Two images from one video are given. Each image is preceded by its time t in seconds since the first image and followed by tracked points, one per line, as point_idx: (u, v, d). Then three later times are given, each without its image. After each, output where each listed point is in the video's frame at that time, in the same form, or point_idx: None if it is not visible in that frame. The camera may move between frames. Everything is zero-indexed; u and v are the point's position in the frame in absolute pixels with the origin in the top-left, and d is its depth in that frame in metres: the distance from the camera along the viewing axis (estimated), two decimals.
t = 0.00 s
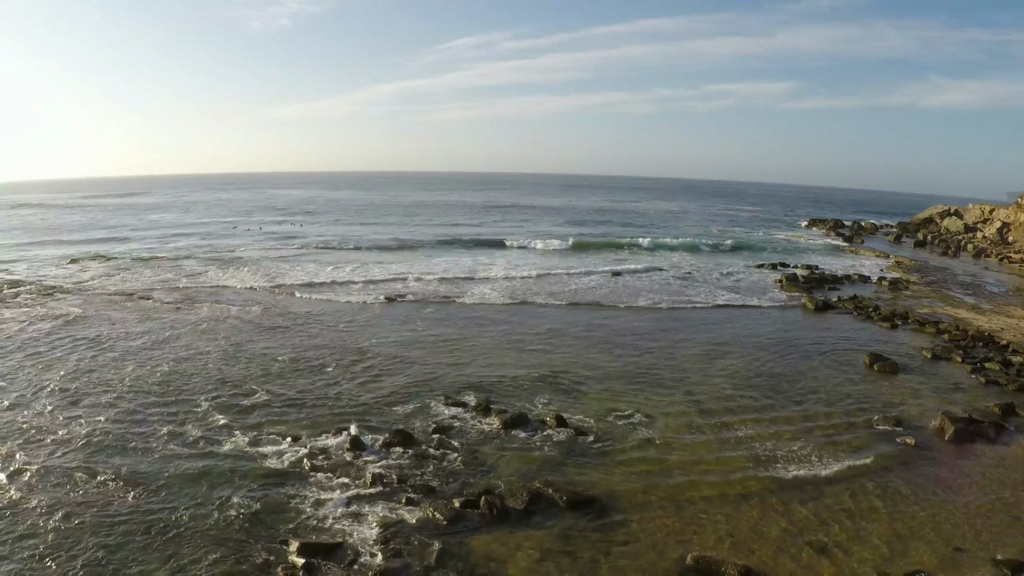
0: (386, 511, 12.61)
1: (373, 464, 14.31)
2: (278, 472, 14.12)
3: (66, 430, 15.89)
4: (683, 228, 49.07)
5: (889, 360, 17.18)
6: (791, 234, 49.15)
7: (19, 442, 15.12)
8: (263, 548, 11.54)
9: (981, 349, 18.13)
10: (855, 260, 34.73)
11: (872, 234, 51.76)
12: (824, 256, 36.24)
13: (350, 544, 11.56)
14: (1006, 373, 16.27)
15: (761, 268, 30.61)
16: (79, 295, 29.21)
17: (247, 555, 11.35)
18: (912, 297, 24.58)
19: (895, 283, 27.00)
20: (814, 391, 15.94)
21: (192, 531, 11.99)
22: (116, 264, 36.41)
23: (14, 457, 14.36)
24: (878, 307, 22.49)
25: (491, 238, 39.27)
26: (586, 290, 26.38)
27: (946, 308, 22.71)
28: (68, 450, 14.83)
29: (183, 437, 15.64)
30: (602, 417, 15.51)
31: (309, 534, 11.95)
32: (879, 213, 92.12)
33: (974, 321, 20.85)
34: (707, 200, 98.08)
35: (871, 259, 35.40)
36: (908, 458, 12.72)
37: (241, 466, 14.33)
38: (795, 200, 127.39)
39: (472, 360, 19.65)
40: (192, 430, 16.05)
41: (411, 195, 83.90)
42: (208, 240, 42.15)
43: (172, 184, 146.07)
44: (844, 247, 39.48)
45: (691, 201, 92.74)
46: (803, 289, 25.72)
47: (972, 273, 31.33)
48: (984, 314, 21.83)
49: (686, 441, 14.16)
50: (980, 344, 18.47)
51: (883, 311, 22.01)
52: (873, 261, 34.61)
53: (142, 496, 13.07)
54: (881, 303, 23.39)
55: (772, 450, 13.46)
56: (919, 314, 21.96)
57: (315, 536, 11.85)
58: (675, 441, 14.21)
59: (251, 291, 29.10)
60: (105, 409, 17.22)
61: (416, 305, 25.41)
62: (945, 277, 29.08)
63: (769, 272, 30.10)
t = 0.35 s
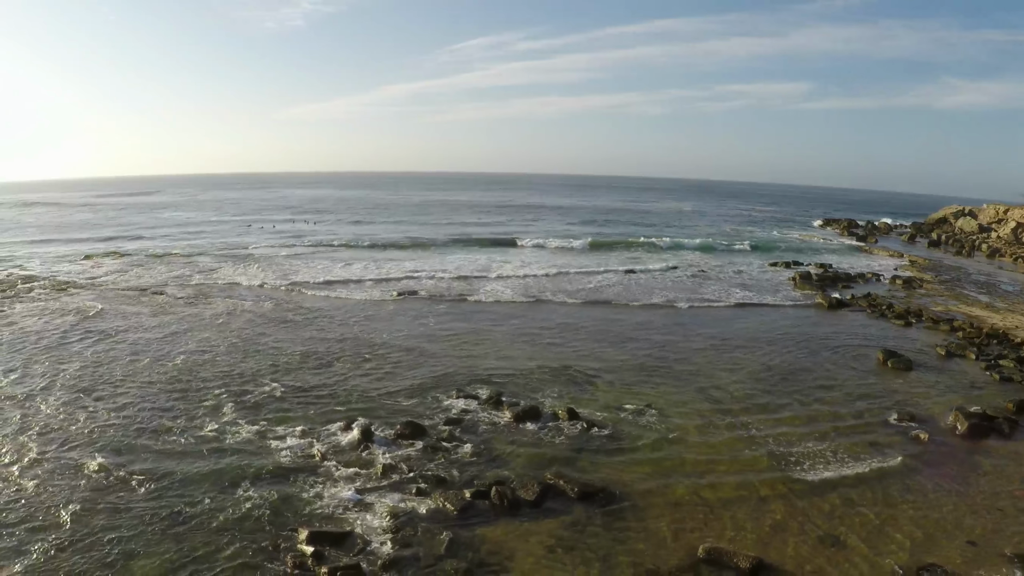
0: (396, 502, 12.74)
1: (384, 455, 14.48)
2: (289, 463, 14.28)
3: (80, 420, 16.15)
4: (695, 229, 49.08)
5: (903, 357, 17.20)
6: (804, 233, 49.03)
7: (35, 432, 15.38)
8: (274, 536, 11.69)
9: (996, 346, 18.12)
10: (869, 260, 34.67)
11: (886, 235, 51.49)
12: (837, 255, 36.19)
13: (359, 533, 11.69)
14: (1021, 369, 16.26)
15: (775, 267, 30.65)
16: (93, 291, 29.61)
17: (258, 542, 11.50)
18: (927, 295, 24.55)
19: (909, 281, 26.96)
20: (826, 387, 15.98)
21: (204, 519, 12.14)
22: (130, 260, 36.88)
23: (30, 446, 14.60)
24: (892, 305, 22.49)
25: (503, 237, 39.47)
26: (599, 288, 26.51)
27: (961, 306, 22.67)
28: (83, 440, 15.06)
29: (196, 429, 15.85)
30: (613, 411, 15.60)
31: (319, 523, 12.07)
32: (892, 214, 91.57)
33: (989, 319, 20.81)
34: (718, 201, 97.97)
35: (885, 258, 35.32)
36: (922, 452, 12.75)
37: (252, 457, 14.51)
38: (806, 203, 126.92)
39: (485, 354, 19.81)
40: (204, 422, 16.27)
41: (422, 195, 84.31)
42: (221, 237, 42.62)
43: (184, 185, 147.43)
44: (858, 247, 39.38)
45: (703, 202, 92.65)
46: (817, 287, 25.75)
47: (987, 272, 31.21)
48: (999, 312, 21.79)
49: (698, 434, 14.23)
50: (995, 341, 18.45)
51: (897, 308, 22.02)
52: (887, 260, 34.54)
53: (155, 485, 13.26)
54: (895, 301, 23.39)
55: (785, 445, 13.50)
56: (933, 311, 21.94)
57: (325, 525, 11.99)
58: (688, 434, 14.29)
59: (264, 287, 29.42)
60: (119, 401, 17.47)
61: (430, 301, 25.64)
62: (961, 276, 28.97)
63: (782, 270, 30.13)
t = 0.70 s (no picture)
0: (400, 491, 12.76)
1: (389, 446, 14.51)
2: (293, 453, 14.32)
3: (86, 412, 16.25)
4: (701, 228, 49.11)
5: (911, 353, 17.21)
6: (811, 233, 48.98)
7: (41, 423, 15.48)
8: (278, 524, 11.71)
9: (1004, 343, 18.12)
10: (877, 259, 34.63)
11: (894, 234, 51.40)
12: (844, 254, 36.17)
13: (362, 522, 11.71)
14: None
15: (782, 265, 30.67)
16: (100, 286, 29.81)
17: (261, 530, 11.52)
18: (935, 292, 24.54)
19: (917, 279, 26.94)
20: (833, 382, 15.99)
21: (207, 507, 12.18)
22: (137, 257, 37.12)
23: (36, 437, 14.69)
24: (900, 302, 22.50)
25: (510, 235, 39.59)
26: (606, 286, 26.56)
27: (969, 303, 22.65)
28: (88, 431, 15.14)
29: (200, 420, 15.92)
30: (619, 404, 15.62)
31: (322, 512, 12.09)
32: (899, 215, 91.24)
33: (998, 316, 20.79)
34: (725, 202, 97.91)
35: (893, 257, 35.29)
36: (929, 445, 12.75)
37: (255, 448, 14.54)
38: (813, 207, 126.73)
39: (491, 348, 19.87)
40: (208, 414, 16.33)
41: (428, 194, 84.61)
42: (228, 235, 42.86)
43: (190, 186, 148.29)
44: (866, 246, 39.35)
45: (709, 203, 92.59)
46: (824, 284, 25.76)
47: (995, 271, 31.16)
48: (1008, 309, 21.77)
49: (704, 428, 14.24)
50: (1003, 338, 18.45)
51: (905, 306, 22.03)
52: (894, 259, 34.49)
53: (158, 474, 13.30)
54: (904, 298, 23.36)
55: (791, 438, 13.50)
56: (941, 308, 21.93)
57: (329, 514, 12.01)
58: (694, 427, 14.31)
59: (271, 283, 29.57)
60: (124, 393, 17.57)
61: (437, 297, 25.76)
62: (969, 275, 28.93)
63: (790, 268, 30.13)
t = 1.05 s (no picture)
0: (402, 481, 12.74)
1: (390, 437, 14.50)
2: (293, 445, 14.31)
3: (89, 406, 16.28)
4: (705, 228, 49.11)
5: (916, 348, 17.19)
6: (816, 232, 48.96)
7: (44, 417, 15.51)
8: (278, 513, 11.70)
9: (1009, 338, 18.09)
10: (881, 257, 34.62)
11: (898, 234, 51.37)
12: (849, 253, 36.15)
13: (363, 512, 11.69)
14: None
15: (787, 263, 30.65)
16: (104, 283, 29.93)
17: (260, 519, 11.50)
18: (940, 289, 24.52)
19: (922, 276, 26.91)
20: (837, 377, 15.96)
21: (208, 497, 12.17)
22: (141, 255, 37.26)
23: (37, 430, 14.73)
24: (904, 299, 22.48)
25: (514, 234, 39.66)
26: (609, 284, 26.57)
27: (974, 300, 22.62)
28: (90, 424, 15.17)
29: (201, 413, 15.92)
30: (621, 398, 15.60)
31: (322, 502, 12.07)
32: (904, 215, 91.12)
33: (1003, 313, 20.76)
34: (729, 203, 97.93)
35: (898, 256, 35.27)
36: (934, 439, 12.73)
37: (255, 440, 14.53)
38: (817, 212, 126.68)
39: (493, 343, 19.86)
40: (210, 407, 16.35)
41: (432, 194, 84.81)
42: (232, 234, 43.00)
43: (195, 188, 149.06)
44: (871, 245, 39.33)
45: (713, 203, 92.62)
46: (829, 281, 25.75)
47: (1001, 269, 31.11)
48: (1013, 306, 21.73)
49: (706, 421, 14.21)
50: (1008, 334, 18.42)
51: (909, 303, 22.01)
52: (899, 258, 34.46)
53: (157, 466, 13.29)
54: (908, 295, 23.33)
55: (794, 432, 13.47)
56: (946, 305, 21.91)
57: (330, 504, 11.99)
58: (696, 420, 14.29)
59: (274, 280, 29.66)
60: (127, 387, 17.60)
61: (439, 294, 25.79)
62: (974, 272, 28.90)
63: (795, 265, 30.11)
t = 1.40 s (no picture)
0: (399, 471, 12.66)
1: (388, 429, 14.42)
2: (290, 436, 14.23)
3: (87, 399, 16.21)
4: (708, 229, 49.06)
5: (917, 344, 17.14)
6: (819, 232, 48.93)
7: (41, 410, 15.46)
8: (274, 503, 11.62)
9: (1011, 334, 18.03)
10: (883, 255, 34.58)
11: (901, 233, 51.32)
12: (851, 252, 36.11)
13: (360, 501, 11.60)
14: None
15: (789, 260, 30.60)
16: (105, 279, 29.91)
17: (256, 509, 11.41)
18: (942, 286, 24.47)
19: (924, 274, 26.87)
20: (838, 371, 15.89)
21: (204, 488, 12.10)
22: (143, 252, 37.26)
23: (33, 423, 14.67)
24: (906, 296, 22.44)
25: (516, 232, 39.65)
26: (610, 282, 26.51)
27: (976, 296, 22.56)
28: (86, 417, 15.11)
29: (199, 405, 15.85)
30: (621, 391, 15.52)
31: (319, 491, 11.98)
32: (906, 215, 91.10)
33: (1005, 309, 20.70)
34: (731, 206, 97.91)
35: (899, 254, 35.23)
36: (935, 432, 12.67)
37: (252, 432, 14.45)
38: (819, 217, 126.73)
39: (493, 337, 19.78)
40: (207, 399, 16.29)
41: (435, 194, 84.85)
42: (233, 233, 43.00)
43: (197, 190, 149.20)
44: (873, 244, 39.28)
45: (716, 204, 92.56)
46: (831, 278, 25.71)
47: (1003, 266, 31.07)
48: (1015, 302, 21.68)
49: (706, 415, 14.14)
50: (1010, 329, 18.36)
51: (911, 299, 21.97)
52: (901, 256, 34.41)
53: (154, 458, 13.22)
54: (910, 292, 23.29)
55: (794, 426, 13.41)
56: (948, 301, 21.86)
57: (326, 493, 11.90)
58: (696, 414, 14.21)
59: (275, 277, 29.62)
60: (125, 380, 17.54)
61: (440, 291, 25.75)
62: (976, 270, 28.86)
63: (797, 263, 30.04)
